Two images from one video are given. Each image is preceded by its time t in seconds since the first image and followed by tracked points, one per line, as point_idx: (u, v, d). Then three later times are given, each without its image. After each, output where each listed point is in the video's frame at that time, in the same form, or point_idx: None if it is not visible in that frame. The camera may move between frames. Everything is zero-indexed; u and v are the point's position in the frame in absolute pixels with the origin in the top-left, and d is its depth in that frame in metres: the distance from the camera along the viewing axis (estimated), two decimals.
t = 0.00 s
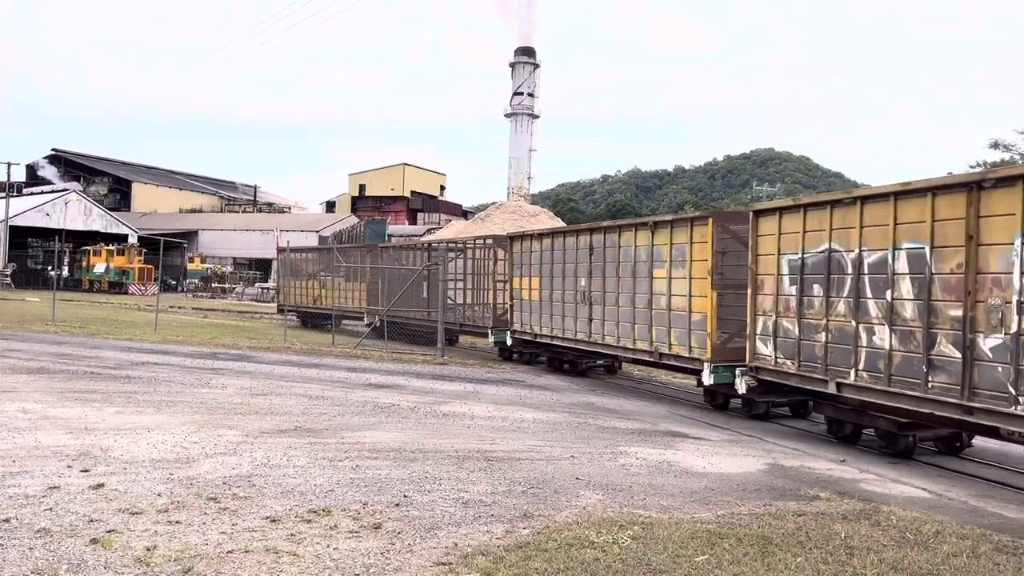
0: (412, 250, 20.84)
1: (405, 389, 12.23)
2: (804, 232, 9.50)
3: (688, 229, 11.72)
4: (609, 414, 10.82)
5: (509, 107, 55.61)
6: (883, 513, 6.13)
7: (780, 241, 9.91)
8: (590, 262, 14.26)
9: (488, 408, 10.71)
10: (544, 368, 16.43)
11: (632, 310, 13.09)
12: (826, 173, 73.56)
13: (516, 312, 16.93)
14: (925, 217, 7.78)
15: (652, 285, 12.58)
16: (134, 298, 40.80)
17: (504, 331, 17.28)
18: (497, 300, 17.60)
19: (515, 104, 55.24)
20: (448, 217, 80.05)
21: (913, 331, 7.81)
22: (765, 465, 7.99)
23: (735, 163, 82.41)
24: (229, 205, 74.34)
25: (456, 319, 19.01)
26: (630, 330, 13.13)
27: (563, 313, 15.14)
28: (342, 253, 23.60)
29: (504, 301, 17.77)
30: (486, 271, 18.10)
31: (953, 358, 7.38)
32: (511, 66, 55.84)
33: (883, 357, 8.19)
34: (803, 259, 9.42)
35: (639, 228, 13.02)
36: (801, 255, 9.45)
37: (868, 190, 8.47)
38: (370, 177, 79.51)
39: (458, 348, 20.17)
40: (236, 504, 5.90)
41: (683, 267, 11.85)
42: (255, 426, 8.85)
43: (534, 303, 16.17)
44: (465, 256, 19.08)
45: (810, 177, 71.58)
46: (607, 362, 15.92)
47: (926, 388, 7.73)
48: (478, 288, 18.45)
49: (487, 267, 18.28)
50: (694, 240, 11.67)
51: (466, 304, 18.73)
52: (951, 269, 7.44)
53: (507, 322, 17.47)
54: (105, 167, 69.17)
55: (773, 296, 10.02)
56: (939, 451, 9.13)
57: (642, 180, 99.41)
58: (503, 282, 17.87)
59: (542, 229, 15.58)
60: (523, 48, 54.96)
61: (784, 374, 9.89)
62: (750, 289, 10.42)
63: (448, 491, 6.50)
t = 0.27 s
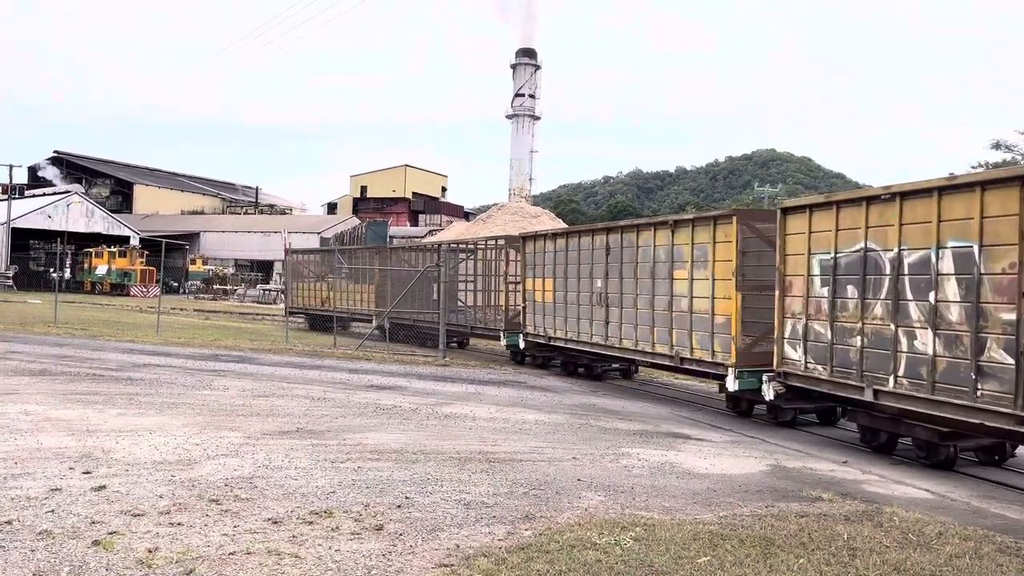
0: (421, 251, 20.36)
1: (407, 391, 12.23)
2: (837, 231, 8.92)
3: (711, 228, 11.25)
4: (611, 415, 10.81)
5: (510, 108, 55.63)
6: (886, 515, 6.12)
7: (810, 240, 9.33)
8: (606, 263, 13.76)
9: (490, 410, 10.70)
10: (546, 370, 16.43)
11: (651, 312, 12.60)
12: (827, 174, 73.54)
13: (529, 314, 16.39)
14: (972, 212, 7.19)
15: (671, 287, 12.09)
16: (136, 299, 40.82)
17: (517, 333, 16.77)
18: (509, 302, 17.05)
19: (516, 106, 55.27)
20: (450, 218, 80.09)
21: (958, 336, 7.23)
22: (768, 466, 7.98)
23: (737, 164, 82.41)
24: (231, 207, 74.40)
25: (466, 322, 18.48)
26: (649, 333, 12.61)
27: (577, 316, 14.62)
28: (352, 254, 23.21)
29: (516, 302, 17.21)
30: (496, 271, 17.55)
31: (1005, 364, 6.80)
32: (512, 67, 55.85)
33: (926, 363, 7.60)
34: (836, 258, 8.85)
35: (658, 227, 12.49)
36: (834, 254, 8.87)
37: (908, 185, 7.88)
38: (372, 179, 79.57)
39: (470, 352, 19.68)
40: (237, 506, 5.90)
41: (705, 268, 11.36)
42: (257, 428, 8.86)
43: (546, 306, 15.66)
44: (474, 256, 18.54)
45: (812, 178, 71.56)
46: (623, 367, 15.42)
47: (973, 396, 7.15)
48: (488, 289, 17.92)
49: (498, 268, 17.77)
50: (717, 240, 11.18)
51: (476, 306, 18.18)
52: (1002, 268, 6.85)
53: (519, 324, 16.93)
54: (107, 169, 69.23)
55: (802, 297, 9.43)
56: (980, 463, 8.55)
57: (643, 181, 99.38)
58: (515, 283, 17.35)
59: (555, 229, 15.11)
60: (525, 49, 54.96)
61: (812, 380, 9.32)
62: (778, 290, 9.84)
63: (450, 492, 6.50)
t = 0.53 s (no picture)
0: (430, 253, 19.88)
1: (410, 393, 12.22)
2: (875, 230, 8.48)
3: (737, 227, 10.68)
4: (613, 417, 10.80)
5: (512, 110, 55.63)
6: (890, 516, 6.11)
7: (845, 239, 8.88)
8: (623, 264, 13.21)
9: (493, 411, 10.70)
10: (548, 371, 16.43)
11: (671, 315, 12.04)
12: (829, 175, 73.48)
13: (542, 318, 15.81)
14: None
15: (693, 289, 11.54)
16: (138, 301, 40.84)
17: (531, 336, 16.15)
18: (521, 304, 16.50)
19: (518, 107, 55.27)
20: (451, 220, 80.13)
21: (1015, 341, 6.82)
22: (771, 468, 7.97)
23: (738, 166, 82.37)
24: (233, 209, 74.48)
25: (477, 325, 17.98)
26: (670, 337, 12.05)
27: (593, 319, 14.07)
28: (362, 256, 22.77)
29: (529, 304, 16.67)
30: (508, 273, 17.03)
31: None
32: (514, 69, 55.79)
33: (977, 370, 7.18)
34: (875, 259, 8.41)
35: (679, 227, 11.94)
36: (872, 254, 8.43)
37: (958, 180, 7.45)
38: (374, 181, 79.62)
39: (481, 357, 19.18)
40: (240, 508, 5.90)
41: (731, 269, 10.80)
42: (260, 430, 8.86)
43: (560, 308, 15.11)
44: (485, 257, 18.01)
45: (814, 179, 71.45)
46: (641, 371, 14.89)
47: None
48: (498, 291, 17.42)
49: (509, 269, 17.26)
50: (743, 240, 10.62)
51: (486, 309, 17.67)
52: None
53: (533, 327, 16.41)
54: (110, 171, 69.33)
55: (836, 299, 8.99)
56: None
57: (645, 183, 99.28)
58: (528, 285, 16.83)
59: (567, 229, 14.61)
60: (527, 51, 54.89)
61: (847, 387, 8.88)
62: (810, 292, 9.38)
63: (453, 494, 6.50)
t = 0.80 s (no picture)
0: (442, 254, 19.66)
1: (413, 395, 12.21)
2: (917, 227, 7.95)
3: (766, 226, 10.24)
4: (617, 418, 10.79)
5: (515, 111, 55.65)
6: (895, 518, 6.10)
7: (884, 238, 8.35)
8: (644, 266, 12.80)
9: (497, 413, 10.68)
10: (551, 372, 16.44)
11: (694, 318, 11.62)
12: (832, 176, 73.41)
13: (561, 320, 15.42)
14: None
15: (719, 291, 11.10)
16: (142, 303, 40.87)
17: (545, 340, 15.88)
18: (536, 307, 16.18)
19: (521, 109, 55.30)
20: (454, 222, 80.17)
21: None
22: (775, 469, 7.96)
23: (741, 167, 82.33)
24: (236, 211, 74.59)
25: (490, 327, 17.78)
26: (693, 341, 11.62)
27: (612, 322, 13.65)
28: (373, 257, 22.61)
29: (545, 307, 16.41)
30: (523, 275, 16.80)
31: None
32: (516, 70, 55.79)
33: None
34: (917, 258, 7.88)
35: (705, 226, 11.50)
36: (915, 254, 7.90)
37: (1010, 173, 6.93)
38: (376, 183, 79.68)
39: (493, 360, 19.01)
40: (245, 510, 5.90)
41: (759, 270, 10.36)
42: (263, 432, 8.86)
43: (579, 311, 14.72)
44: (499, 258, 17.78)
45: (817, 180, 71.41)
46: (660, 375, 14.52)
47: None
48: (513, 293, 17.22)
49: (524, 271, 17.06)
50: (772, 240, 10.18)
51: (499, 311, 17.46)
52: None
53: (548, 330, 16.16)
54: (113, 173, 69.44)
55: (875, 302, 8.45)
56: None
57: (648, 184, 99.28)
58: (543, 287, 16.58)
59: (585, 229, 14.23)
60: (529, 52, 54.91)
61: (886, 395, 8.37)
62: (845, 294, 8.83)
63: (457, 496, 6.49)
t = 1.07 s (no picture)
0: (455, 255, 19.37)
1: (418, 396, 12.21)
2: (967, 223, 7.42)
3: (797, 223, 9.68)
4: (622, 419, 10.79)
5: (518, 112, 55.68)
6: (901, 518, 6.09)
7: (929, 235, 7.81)
8: (666, 265, 12.30)
9: (501, 414, 10.68)
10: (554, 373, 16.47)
11: (720, 321, 11.11)
12: (836, 176, 73.32)
13: (579, 323, 14.93)
14: None
15: (746, 292, 10.57)
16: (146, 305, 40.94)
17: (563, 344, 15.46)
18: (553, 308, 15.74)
19: (524, 110, 55.33)
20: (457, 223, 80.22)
21: None
22: (781, 470, 7.95)
23: (745, 167, 82.27)
24: (240, 213, 74.72)
25: (504, 330, 17.49)
26: (719, 344, 11.10)
27: (632, 324, 13.16)
28: (384, 258, 22.39)
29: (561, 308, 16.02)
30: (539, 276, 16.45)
31: None
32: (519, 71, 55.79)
33: None
34: (968, 256, 7.35)
35: (731, 224, 10.98)
36: (965, 252, 7.38)
37: None
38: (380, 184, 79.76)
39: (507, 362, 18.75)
40: (250, 511, 5.91)
41: (789, 270, 9.82)
42: (268, 434, 8.87)
43: (597, 312, 14.24)
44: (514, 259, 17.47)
45: (821, 180, 71.30)
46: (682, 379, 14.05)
47: None
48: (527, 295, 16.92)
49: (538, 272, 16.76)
50: (803, 238, 9.62)
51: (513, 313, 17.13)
52: None
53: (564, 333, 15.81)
54: (117, 175, 69.58)
55: (920, 303, 7.90)
56: None
57: (651, 185, 99.22)
58: (559, 288, 16.23)
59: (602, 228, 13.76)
60: (532, 53, 54.90)
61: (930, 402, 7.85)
62: (885, 293, 8.29)
63: (463, 497, 6.50)
